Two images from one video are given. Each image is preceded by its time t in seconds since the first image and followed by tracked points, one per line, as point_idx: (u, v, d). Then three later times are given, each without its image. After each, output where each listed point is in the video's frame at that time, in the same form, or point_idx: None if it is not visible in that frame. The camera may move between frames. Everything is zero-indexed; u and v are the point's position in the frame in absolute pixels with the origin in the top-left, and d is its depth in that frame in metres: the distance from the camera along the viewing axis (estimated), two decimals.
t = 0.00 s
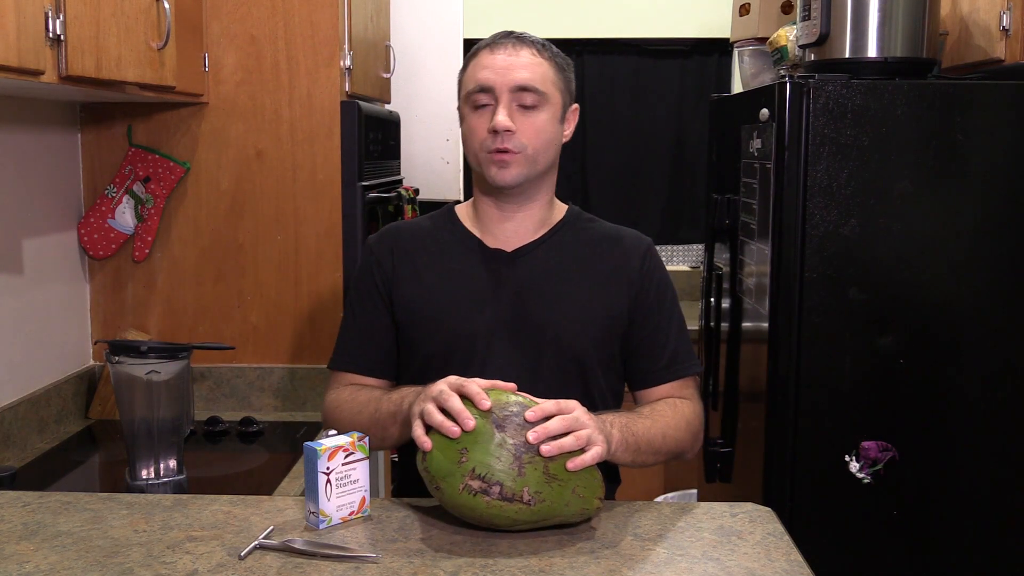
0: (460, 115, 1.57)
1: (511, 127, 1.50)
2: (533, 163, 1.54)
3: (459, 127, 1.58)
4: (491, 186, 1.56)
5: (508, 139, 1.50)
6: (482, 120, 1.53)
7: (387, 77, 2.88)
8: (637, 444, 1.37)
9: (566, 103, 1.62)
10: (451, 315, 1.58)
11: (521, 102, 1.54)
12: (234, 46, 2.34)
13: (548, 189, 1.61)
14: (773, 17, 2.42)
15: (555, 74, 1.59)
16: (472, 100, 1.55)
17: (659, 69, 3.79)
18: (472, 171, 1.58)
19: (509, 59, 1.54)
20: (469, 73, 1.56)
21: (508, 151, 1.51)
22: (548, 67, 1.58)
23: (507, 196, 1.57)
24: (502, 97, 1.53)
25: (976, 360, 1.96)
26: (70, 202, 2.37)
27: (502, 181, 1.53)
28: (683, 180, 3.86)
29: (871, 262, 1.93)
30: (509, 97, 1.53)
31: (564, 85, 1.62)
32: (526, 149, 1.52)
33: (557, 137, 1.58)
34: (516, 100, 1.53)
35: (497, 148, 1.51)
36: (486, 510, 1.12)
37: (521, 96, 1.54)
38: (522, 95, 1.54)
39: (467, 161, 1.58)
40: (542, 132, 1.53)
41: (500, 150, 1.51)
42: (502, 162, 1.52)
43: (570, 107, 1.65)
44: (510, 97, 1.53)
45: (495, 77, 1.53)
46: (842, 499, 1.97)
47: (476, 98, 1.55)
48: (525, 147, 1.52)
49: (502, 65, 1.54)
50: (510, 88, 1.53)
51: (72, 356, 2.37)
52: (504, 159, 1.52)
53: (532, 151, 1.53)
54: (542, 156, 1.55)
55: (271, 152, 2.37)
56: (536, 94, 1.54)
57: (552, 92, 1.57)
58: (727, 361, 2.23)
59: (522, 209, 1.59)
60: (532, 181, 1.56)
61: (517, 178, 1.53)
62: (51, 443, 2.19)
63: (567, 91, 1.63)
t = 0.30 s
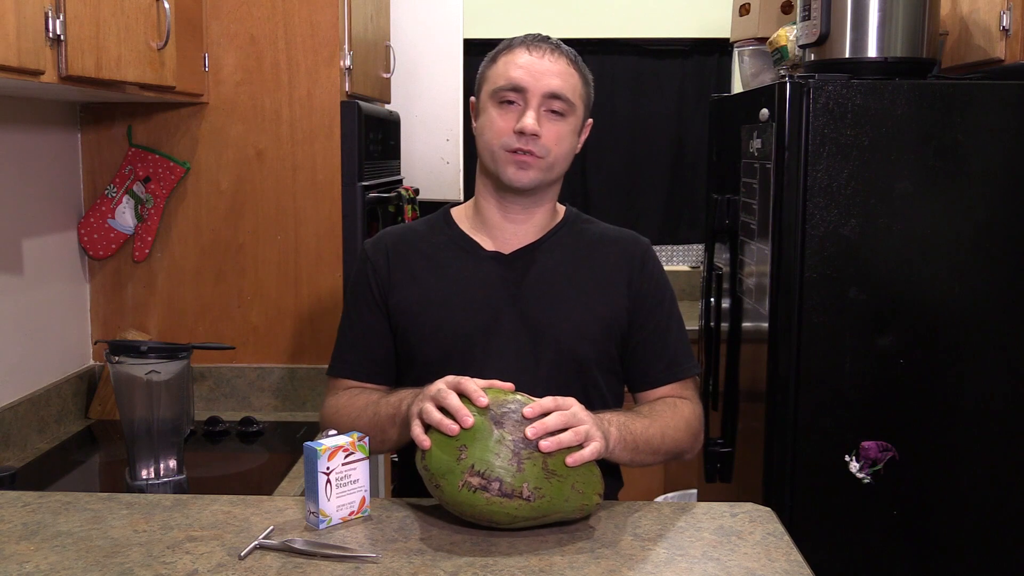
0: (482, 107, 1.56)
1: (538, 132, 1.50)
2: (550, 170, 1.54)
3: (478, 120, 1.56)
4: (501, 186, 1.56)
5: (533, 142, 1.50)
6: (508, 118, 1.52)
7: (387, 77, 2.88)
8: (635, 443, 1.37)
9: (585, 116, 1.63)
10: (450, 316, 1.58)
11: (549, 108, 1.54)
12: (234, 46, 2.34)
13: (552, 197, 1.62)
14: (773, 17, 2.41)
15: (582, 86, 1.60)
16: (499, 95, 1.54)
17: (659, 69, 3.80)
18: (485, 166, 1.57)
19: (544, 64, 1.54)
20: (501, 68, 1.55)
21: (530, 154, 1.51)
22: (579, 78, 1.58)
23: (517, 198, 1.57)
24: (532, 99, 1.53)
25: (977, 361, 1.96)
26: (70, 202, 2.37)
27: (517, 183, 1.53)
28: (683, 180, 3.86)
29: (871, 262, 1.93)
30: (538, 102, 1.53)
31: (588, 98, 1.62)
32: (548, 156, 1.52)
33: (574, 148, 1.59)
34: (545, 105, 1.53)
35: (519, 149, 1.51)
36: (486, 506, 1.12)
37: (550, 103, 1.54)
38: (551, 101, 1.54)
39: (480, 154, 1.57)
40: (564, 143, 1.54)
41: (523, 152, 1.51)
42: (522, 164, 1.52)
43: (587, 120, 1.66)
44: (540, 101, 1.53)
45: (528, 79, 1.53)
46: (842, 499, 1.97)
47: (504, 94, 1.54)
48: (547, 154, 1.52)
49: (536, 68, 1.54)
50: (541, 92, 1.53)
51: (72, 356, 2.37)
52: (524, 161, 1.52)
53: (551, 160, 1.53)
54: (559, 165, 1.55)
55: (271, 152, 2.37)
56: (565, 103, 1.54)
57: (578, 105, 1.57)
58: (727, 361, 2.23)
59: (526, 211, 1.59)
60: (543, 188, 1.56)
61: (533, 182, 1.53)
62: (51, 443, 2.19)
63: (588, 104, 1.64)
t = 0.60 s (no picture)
0: (484, 110, 1.56)
1: (541, 134, 1.50)
2: (554, 172, 1.54)
3: (480, 123, 1.56)
4: (505, 188, 1.56)
5: (536, 145, 1.51)
6: (510, 121, 1.52)
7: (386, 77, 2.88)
8: (636, 444, 1.37)
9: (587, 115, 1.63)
10: (450, 316, 1.58)
11: (551, 110, 1.54)
12: (234, 46, 2.34)
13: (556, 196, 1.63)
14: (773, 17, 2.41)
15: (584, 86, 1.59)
16: (501, 98, 1.54)
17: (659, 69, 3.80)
18: (488, 169, 1.57)
19: (545, 65, 1.53)
20: (502, 69, 1.54)
21: (533, 157, 1.52)
22: (580, 78, 1.58)
23: (520, 201, 1.57)
24: (534, 101, 1.53)
25: (977, 361, 1.96)
26: (70, 202, 2.37)
27: (521, 186, 1.54)
28: (683, 180, 3.86)
29: (871, 262, 1.93)
30: (540, 103, 1.53)
31: (590, 97, 1.62)
32: (551, 158, 1.53)
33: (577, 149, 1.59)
34: (547, 107, 1.53)
35: (522, 152, 1.51)
36: (486, 509, 1.12)
37: (551, 104, 1.53)
38: (553, 102, 1.54)
39: (483, 157, 1.57)
40: (568, 144, 1.54)
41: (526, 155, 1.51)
42: (525, 167, 1.52)
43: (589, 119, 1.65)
44: (542, 103, 1.53)
45: (529, 81, 1.53)
46: (842, 499, 1.97)
47: (505, 97, 1.54)
48: (551, 156, 1.53)
49: (537, 70, 1.53)
50: (543, 94, 1.53)
51: (72, 356, 2.37)
52: (527, 164, 1.52)
53: (556, 161, 1.54)
54: (562, 166, 1.56)
55: (271, 153, 2.37)
56: (567, 104, 1.54)
57: (581, 104, 1.57)
58: (727, 361, 2.23)
59: (528, 214, 1.59)
60: (548, 188, 1.57)
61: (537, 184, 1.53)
62: (51, 443, 2.19)
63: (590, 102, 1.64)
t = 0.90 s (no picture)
0: (463, 136, 1.52)
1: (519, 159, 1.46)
2: (542, 186, 1.51)
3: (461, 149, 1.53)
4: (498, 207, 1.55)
5: (516, 170, 1.47)
6: (486, 149, 1.48)
7: (387, 77, 2.88)
8: (636, 445, 1.37)
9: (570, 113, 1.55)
10: (450, 317, 1.58)
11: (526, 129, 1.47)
12: (234, 46, 2.34)
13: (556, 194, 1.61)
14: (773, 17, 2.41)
15: (559, 89, 1.52)
16: (475, 125, 1.49)
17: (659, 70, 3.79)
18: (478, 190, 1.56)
19: (512, 86, 1.46)
20: (471, 92, 1.49)
21: (516, 180, 1.49)
22: (552, 85, 1.50)
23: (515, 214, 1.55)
24: (506, 125, 1.47)
25: (977, 361, 1.96)
26: (70, 203, 2.37)
27: (511, 208, 1.52)
28: (683, 180, 3.86)
29: (871, 262, 1.93)
30: (513, 127, 1.47)
31: (569, 94, 1.54)
32: (535, 176, 1.49)
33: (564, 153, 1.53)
34: (521, 127, 1.47)
35: (504, 179, 1.49)
36: (485, 513, 1.12)
37: (525, 125, 1.47)
38: (526, 121, 1.47)
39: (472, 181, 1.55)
40: (550, 157, 1.49)
41: (508, 180, 1.48)
42: (510, 192, 1.50)
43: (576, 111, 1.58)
44: (515, 125, 1.47)
45: (498, 105, 1.46)
46: (842, 499, 1.97)
47: (478, 123, 1.49)
48: (537, 170, 1.49)
49: (505, 92, 1.46)
50: (514, 116, 1.46)
51: (72, 356, 2.37)
52: (512, 188, 1.50)
53: (545, 172, 1.50)
54: (550, 177, 1.52)
55: (271, 153, 2.37)
56: (541, 119, 1.47)
57: (561, 108, 1.51)
58: (727, 361, 2.23)
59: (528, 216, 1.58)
60: (544, 196, 1.55)
61: (525, 204, 1.51)
62: (51, 443, 2.19)
63: (572, 98, 1.56)
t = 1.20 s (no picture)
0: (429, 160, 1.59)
1: (447, 183, 1.49)
2: (487, 204, 1.51)
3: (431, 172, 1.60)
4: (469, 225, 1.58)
5: (451, 193, 1.50)
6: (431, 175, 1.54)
7: (387, 77, 2.89)
8: (638, 446, 1.37)
9: (517, 125, 1.51)
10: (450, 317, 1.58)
11: (454, 151, 1.49)
12: (234, 46, 2.34)
13: (532, 200, 1.56)
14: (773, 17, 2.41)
15: (489, 104, 1.49)
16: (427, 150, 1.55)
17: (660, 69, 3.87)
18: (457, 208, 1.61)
19: (431, 112, 1.49)
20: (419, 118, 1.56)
21: (456, 203, 1.51)
22: (475, 103, 1.48)
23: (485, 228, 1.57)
24: (437, 150, 1.50)
25: (977, 361, 1.96)
26: (70, 203, 2.37)
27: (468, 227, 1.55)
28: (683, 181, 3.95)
29: (871, 262, 1.93)
30: (442, 151, 1.50)
31: (507, 107, 1.50)
32: (471, 196, 1.50)
33: (510, 168, 1.51)
34: (449, 151, 1.49)
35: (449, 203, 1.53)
36: (483, 516, 1.13)
37: (452, 148, 1.49)
38: (454, 143, 1.49)
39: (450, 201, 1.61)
40: (483, 177, 1.49)
41: (451, 203, 1.52)
42: (457, 214, 1.53)
43: (532, 121, 1.53)
44: (444, 149, 1.49)
45: (427, 130, 1.50)
46: (842, 499, 1.97)
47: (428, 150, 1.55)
48: (471, 190, 1.49)
49: (429, 120, 1.50)
50: (440, 142, 1.49)
51: (72, 356, 2.37)
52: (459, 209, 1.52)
53: (481, 191, 1.49)
54: (495, 194, 1.50)
55: (271, 153, 2.37)
56: (463, 141, 1.47)
57: (490, 126, 1.48)
58: (728, 361, 2.22)
59: (515, 222, 1.58)
60: (498, 212, 1.53)
61: (474, 222, 1.52)
62: (51, 443, 2.19)
63: (519, 109, 1.52)
